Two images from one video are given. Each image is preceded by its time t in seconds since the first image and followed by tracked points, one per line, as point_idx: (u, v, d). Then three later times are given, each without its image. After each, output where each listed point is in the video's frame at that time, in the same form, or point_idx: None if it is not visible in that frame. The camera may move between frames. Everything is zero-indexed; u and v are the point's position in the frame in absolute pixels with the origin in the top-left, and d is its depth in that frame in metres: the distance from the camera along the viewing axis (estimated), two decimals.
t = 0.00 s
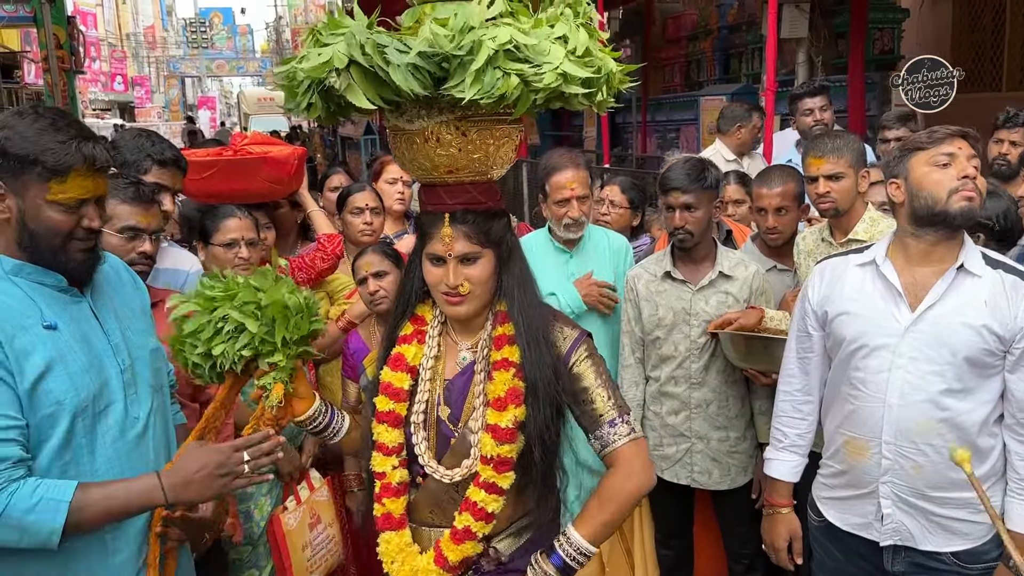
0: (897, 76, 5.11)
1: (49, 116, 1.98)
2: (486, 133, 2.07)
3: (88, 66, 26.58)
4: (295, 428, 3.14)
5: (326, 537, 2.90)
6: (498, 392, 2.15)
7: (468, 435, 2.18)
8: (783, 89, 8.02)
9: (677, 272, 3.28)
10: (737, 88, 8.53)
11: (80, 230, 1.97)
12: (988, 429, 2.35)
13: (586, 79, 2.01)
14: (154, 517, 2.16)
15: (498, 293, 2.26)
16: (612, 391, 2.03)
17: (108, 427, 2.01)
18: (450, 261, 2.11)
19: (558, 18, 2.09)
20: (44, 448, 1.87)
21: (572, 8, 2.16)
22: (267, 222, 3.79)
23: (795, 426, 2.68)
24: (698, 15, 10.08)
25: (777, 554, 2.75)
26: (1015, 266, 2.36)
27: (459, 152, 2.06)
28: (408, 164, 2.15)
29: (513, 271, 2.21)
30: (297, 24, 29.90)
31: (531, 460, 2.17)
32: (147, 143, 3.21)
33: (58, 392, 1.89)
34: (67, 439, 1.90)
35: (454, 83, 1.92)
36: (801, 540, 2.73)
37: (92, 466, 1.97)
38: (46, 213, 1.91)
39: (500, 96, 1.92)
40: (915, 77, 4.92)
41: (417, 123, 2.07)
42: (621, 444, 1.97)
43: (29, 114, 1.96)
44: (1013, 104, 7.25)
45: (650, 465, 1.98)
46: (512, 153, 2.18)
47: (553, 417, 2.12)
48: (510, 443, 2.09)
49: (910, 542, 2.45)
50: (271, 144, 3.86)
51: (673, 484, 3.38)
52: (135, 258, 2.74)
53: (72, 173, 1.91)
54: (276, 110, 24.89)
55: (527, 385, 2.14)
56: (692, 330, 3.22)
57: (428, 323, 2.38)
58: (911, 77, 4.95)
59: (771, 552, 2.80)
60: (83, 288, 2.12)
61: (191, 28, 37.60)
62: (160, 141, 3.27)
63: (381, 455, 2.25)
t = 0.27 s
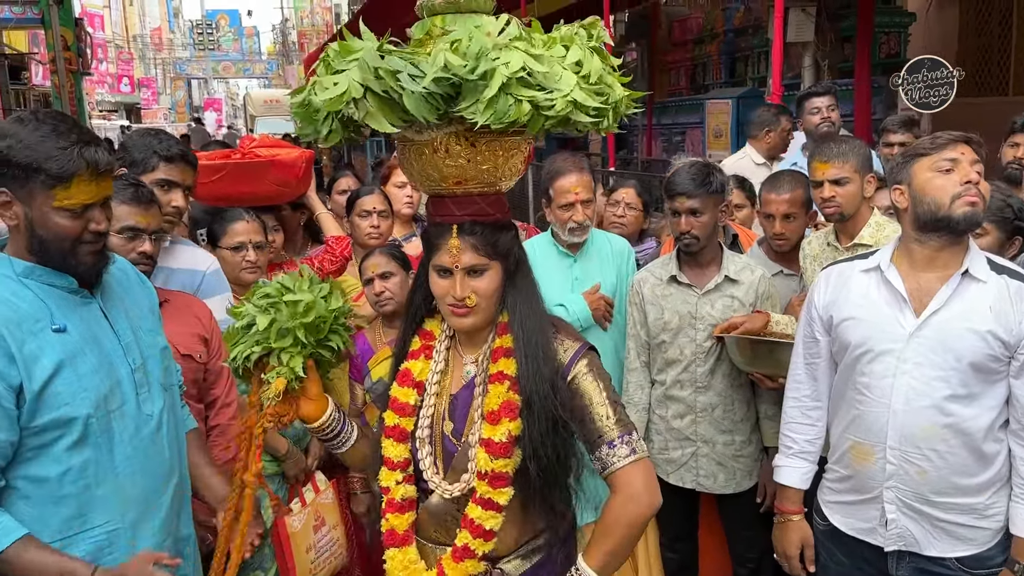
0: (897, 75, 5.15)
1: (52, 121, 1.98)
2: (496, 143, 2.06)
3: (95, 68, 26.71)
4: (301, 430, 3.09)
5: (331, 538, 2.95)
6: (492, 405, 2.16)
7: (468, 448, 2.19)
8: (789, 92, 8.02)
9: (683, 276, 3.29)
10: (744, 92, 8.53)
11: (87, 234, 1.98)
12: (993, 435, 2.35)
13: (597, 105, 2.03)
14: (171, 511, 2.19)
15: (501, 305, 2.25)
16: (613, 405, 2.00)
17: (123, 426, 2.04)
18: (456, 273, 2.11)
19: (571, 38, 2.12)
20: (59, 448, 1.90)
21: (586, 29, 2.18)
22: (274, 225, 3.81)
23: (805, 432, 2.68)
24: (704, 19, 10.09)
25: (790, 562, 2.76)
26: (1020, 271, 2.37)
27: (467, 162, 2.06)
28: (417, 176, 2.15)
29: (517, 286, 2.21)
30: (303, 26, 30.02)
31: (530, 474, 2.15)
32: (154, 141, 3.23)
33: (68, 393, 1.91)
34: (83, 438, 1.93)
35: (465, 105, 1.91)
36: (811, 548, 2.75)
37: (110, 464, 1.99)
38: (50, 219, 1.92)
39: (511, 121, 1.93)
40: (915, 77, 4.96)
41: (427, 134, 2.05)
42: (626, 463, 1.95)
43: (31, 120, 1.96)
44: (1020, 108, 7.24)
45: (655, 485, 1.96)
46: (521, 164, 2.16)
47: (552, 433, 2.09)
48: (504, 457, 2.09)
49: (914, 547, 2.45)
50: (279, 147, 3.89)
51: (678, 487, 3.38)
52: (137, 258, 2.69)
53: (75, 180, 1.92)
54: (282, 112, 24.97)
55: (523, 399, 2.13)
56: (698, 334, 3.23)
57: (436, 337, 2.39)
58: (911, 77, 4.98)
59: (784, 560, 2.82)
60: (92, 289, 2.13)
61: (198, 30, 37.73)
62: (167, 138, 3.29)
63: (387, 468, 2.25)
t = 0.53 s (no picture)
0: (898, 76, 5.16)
1: (57, 136, 1.97)
2: (512, 142, 2.07)
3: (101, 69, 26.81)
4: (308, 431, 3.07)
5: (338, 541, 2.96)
6: (500, 410, 2.16)
7: (475, 453, 2.19)
8: (795, 96, 8.02)
9: (690, 279, 3.29)
10: (750, 95, 8.52)
11: (85, 251, 1.98)
12: (1002, 440, 2.35)
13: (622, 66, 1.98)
14: (175, 517, 2.15)
15: (518, 309, 2.25)
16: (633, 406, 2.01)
17: (126, 429, 2.02)
18: (474, 274, 2.11)
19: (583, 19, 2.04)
20: (62, 450, 1.90)
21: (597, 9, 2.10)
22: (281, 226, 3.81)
23: (811, 436, 2.67)
24: (710, 22, 10.08)
25: (794, 563, 2.75)
26: None
27: (485, 162, 2.07)
28: (432, 174, 2.16)
29: (535, 288, 2.21)
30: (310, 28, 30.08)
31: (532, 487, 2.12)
32: (165, 141, 3.22)
33: (72, 396, 1.92)
34: (84, 441, 1.92)
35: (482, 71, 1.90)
36: (817, 550, 2.73)
37: (111, 467, 1.98)
38: (48, 235, 1.93)
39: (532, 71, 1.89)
40: (915, 78, 4.96)
41: (443, 133, 2.07)
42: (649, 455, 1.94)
43: (36, 133, 1.96)
44: None
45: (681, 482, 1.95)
46: (539, 165, 2.16)
47: (561, 440, 2.07)
48: (508, 464, 2.09)
49: (922, 552, 2.44)
50: (285, 149, 3.89)
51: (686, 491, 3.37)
52: (146, 257, 2.68)
53: (69, 201, 1.91)
54: (288, 114, 25.02)
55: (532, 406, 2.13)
56: (706, 337, 3.22)
57: (449, 338, 2.38)
58: (911, 77, 4.98)
59: (789, 561, 2.80)
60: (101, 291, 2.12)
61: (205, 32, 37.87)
62: (180, 138, 3.28)
63: (396, 469, 2.25)
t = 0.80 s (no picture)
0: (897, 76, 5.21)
1: (58, 145, 1.92)
2: (530, 144, 2.08)
3: (106, 72, 26.88)
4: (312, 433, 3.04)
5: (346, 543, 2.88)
6: (522, 419, 2.15)
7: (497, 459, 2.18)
8: (800, 101, 8.01)
9: (696, 282, 3.28)
10: (755, 100, 8.52)
11: (83, 260, 1.95)
12: (1008, 445, 2.33)
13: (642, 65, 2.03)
14: (175, 521, 2.12)
15: (536, 313, 2.24)
16: (639, 425, 1.99)
17: (125, 431, 2.00)
18: (490, 278, 2.10)
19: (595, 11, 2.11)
20: (59, 452, 1.89)
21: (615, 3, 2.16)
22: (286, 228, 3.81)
23: (814, 439, 2.66)
24: (715, 27, 10.09)
25: (794, 566, 2.73)
26: None
27: (501, 165, 2.07)
28: (448, 177, 2.16)
29: (553, 291, 2.20)
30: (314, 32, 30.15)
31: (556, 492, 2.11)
32: (163, 141, 3.22)
33: (70, 398, 1.90)
34: (81, 443, 1.91)
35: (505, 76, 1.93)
36: (817, 553, 2.71)
37: (110, 470, 1.96)
38: (45, 244, 1.90)
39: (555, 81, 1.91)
40: (915, 77, 5.02)
41: (461, 134, 2.08)
42: (643, 484, 1.93)
43: (37, 142, 1.92)
44: None
45: (673, 511, 1.93)
46: (557, 168, 2.18)
47: (579, 449, 2.05)
48: (533, 473, 2.08)
49: (927, 558, 2.41)
50: (289, 151, 3.89)
51: (689, 495, 3.36)
52: (151, 256, 2.68)
53: (65, 214, 1.88)
54: (292, 118, 25.07)
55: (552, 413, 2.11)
56: (710, 341, 3.21)
57: (466, 340, 2.41)
58: (911, 77, 5.03)
59: (789, 562, 2.78)
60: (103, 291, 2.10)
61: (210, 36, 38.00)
62: (177, 138, 3.28)
63: (416, 475, 2.25)
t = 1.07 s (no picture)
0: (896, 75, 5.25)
1: (65, 147, 1.91)
2: (549, 135, 2.05)
3: (111, 75, 26.95)
4: (319, 436, 3.02)
5: (348, 547, 2.87)
6: (521, 410, 2.14)
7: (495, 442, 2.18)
8: (805, 105, 7.99)
9: (704, 285, 3.27)
10: (760, 104, 8.50)
11: (88, 261, 1.94)
12: (1018, 450, 2.32)
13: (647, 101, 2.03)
14: (179, 523, 2.11)
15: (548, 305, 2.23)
16: (651, 417, 1.95)
17: (129, 432, 1.99)
18: (506, 265, 2.11)
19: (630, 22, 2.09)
20: (63, 452, 1.88)
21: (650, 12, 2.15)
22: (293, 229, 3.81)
23: (827, 444, 2.65)
24: (720, 31, 10.08)
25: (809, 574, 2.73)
26: None
27: (519, 150, 2.06)
28: (467, 163, 2.16)
29: (567, 280, 2.19)
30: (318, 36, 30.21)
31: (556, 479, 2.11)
32: (170, 141, 3.24)
33: (74, 398, 1.89)
34: (85, 443, 1.89)
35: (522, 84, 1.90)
36: (831, 560, 2.70)
37: (114, 471, 1.94)
38: (51, 246, 1.89)
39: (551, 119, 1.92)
40: (915, 77, 5.06)
41: (479, 119, 2.02)
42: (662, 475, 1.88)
43: (44, 143, 1.91)
44: None
45: (692, 503, 1.88)
46: (576, 156, 2.15)
47: (581, 440, 2.04)
48: (528, 464, 2.07)
49: (937, 563, 2.40)
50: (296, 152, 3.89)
51: (697, 499, 3.34)
52: (158, 256, 2.67)
53: (71, 216, 1.87)
54: (296, 121, 25.11)
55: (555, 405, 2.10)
56: (719, 344, 3.20)
57: (479, 322, 2.38)
58: (911, 77, 5.06)
59: (802, 570, 2.78)
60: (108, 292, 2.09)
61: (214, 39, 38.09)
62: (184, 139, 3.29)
63: (421, 450, 2.27)
